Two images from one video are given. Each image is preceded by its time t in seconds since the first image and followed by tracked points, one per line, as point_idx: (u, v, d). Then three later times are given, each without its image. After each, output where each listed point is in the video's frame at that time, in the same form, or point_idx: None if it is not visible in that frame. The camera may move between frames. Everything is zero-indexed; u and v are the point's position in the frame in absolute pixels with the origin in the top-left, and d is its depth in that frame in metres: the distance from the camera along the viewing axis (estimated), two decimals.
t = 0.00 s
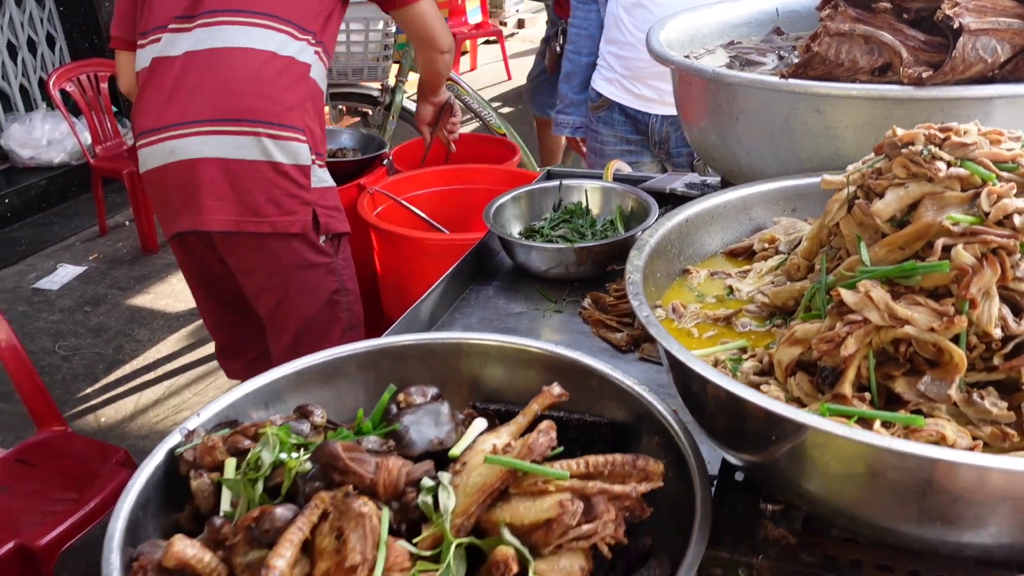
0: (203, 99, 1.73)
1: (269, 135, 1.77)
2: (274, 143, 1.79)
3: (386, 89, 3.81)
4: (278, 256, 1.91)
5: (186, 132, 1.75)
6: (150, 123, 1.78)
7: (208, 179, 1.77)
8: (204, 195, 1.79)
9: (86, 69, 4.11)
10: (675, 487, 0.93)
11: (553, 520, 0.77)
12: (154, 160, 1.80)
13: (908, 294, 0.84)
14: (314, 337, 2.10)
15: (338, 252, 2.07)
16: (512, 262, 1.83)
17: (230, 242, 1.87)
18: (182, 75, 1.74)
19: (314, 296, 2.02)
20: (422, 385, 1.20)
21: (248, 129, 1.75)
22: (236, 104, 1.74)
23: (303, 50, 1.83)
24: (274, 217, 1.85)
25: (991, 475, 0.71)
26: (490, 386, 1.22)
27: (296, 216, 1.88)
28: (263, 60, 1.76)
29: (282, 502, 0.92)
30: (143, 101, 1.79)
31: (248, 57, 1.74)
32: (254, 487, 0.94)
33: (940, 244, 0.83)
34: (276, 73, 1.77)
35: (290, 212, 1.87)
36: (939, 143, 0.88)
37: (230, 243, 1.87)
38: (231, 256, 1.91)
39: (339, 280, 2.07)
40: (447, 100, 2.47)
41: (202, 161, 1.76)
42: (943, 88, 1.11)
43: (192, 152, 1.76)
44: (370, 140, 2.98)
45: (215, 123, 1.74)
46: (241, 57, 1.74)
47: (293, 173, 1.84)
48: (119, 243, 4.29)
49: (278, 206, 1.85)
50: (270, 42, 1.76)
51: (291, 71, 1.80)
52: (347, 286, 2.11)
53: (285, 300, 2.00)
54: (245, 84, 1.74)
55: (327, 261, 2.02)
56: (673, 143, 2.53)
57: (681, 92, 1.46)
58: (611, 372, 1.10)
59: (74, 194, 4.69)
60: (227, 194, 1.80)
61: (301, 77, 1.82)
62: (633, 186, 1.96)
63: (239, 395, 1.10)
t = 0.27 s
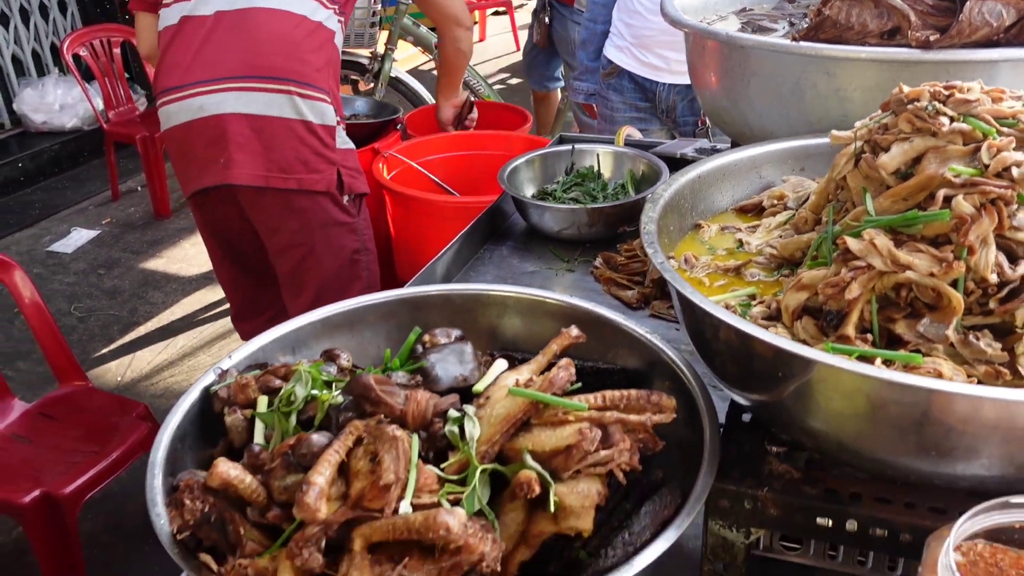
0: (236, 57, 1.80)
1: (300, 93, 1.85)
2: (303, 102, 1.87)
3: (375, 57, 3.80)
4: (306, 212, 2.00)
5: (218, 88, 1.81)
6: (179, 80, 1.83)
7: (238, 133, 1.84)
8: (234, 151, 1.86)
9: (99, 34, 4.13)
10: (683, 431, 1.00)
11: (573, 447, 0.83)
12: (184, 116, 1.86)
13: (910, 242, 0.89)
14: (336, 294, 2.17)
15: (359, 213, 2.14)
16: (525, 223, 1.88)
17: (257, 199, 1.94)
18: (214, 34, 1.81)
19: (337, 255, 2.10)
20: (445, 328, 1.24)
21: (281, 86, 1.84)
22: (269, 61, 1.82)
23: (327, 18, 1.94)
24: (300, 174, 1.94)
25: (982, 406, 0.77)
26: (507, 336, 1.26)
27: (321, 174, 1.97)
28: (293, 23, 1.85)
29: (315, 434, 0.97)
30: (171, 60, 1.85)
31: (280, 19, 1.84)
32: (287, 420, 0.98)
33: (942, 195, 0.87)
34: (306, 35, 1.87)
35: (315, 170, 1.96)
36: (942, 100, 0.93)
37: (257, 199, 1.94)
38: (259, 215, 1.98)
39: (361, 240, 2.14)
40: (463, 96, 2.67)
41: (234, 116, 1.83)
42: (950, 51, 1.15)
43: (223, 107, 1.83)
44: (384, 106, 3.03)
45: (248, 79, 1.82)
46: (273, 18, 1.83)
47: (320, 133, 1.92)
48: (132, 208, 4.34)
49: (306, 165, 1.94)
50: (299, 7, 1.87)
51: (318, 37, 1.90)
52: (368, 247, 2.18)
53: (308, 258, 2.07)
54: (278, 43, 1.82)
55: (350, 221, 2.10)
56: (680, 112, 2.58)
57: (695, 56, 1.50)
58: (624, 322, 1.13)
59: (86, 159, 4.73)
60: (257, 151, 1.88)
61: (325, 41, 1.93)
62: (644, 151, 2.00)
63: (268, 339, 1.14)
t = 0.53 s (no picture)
0: (252, 23, 1.84)
1: (315, 59, 1.90)
2: (318, 67, 1.92)
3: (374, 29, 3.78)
4: (319, 175, 2.05)
5: (234, 54, 1.85)
6: (197, 46, 1.87)
7: (254, 98, 1.89)
8: (250, 115, 1.90)
9: (112, 4, 4.16)
10: (683, 385, 1.05)
11: (579, 389, 0.89)
12: (201, 81, 1.90)
13: (902, 201, 0.93)
14: (349, 256, 2.23)
15: (371, 177, 2.19)
16: (534, 191, 1.92)
17: (271, 161, 1.99)
18: None
19: (350, 218, 2.16)
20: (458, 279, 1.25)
21: (295, 52, 1.88)
22: (284, 28, 1.86)
23: None
24: (313, 138, 1.99)
25: (965, 353, 0.82)
26: (518, 295, 1.28)
27: (334, 138, 2.01)
28: None
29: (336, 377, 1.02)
30: (189, 25, 1.89)
31: None
32: (309, 365, 1.03)
33: (933, 156, 0.92)
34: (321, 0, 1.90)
35: (329, 135, 2.00)
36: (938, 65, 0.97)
37: (272, 163, 1.99)
38: (272, 180, 2.03)
39: (372, 204, 2.19)
40: (507, 41, 2.70)
41: (250, 81, 1.87)
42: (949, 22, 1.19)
43: (240, 73, 1.87)
44: (396, 76, 3.08)
45: (264, 45, 1.86)
46: None
47: (335, 98, 1.97)
48: (144, 177, 4.38)
49: (319, 129, 1.99)
50: None
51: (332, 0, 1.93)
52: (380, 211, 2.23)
53: (322, 222, 2.13)
54: (293, 9, 1.86)
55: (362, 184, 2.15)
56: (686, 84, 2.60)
57: (703, 27, 1.54)
58: (630, 282, 1.16)
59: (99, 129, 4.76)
60: (271, 115, 1.93)
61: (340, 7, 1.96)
62: (651, 121, 2.04)
63: (287, 293, 1.16)
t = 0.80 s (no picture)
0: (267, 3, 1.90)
1: (327, 39, 1.95)
2: (330, 48, 1.97)
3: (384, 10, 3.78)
4: (331, 152, 2.08)
5: (249, 33, 1.91)
6: (215, 25, 1.94)
7: (268, 76, 1.95)
8: (263, 93, 1.95)
9: None
10: (678, 352, 1.10)
11: (575, 350, 0.94)
12: (217, 59, 1.96)
13: (886, 175, 0.98)
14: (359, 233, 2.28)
15: (382, 155, 2.23)
16: (539, 169, 1.96)
17: (282, 139, 2.03)
18: None
19: (360, 196, 2.20)
20: (462, 249, 1.30)
21: (308, 33, 1.93)
22: (298, 8, 1.91)
23: None
24: (325, 117, 2.03)
25: (942, 318, 0.86)
26: (520, 268, 1.33)
27: (344, 117, 2.05)
28: None
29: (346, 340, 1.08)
30: (208, 5, 1.96)
31: None
32: (320, 328, 1.09)
33: (916, 132, 0.96)
34: None
35: (340, 114, 2.04)
36: (923, 46, 1.02)
37: (284, 140, 2.04)
38: (287, 155, 2.08)
39: (383, 181, 2.22)
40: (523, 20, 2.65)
41: (264, 60, 1.93)
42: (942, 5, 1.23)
43: (255, 52, 1.92)
44: (407, 56, 3.12)
45: (278, 25, 1.91)
46: None
47: (346, 78, 2.02)
48: (157, 157, 4.44)
49: (330, 107, 2.02)
50: None
51: None
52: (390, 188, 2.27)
53: (332, 199, 2.18)
54: None
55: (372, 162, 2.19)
56: (693, 66, 2.65)
57: (705, 9, 1.58)
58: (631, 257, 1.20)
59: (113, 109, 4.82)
60: (284, 94, 1.98)
61: None
62: (655, 102, 2.08)
63: (300, 264, 1.21)
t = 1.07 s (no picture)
0: (276, 28, 1.96)
1: (333, 63, 2.00)
2: (337, 71, 2.01)
3: (395, 31, 3.83)
4: (337, 173, 2.13)
5: (259, 56, 1.98)
6: (227, 47, 2.01)
7: (275, 98, 2.01)
8: (271, 116, 2.02)
9: (141, 8, 4.30)
10: (670, 367, 1.13)
11: (567, 362, 0.98)
12: (228, 82, 2.03)
13: (869, 195, 1.01)
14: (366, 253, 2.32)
15: (389, 177, 2.27)
16: (541, 190, 2.01)
17: (290, 160, 2.10)
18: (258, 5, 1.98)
19: (365, 216, 2.24)
20: (463, 266, 1.34)
21: (315, 57, 1.99)
22: (305, 33, 1.97)
23: None
24: (331, 138, 2.08)
25: (923, 333, 0.89)
26: (520, 285, 1.37)
27: (351, 139, 2.10)
28: None
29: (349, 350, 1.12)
30: (222, 27, 2.03)
31: None
32: (324, 342, 1.12)
33: (897, 153, 1.00)
34: (342, 7, 1.99)
35: (346, 135, 2.09)
36: (905, 70, 1.06)
37: (291, 161, 2.11)
38: (295, 177, 2.15)
39: (389, 203, 2.26)
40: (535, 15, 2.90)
41: (272, 83, 1.99)
42: (927, 31, 1.26)
43: (263, 74, 1.99)
44: (415, 75, 3.19)
45: (286, 49, 1.97)
46: None
47: (353, 101, 2.06)
48: (169, 176, 4.50)
49: (337, 129, 2.08)
50: None
51: (354, 7, 2.01)
52: (396, 209, 2.30)
53: (339, 218, 2.22)
54: (314, 16, 1.97)
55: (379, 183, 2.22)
56: (695, 88, 2.69)
57: (701, 33, 1.62)
58: (627, 273, 1.24)
59: (127, 129, 4.89)
60: (292, 116, 2.04)
61: (363, 12, 2.04)
62: (655, 124, 2.13)
63: (306, 279, 1.25)
